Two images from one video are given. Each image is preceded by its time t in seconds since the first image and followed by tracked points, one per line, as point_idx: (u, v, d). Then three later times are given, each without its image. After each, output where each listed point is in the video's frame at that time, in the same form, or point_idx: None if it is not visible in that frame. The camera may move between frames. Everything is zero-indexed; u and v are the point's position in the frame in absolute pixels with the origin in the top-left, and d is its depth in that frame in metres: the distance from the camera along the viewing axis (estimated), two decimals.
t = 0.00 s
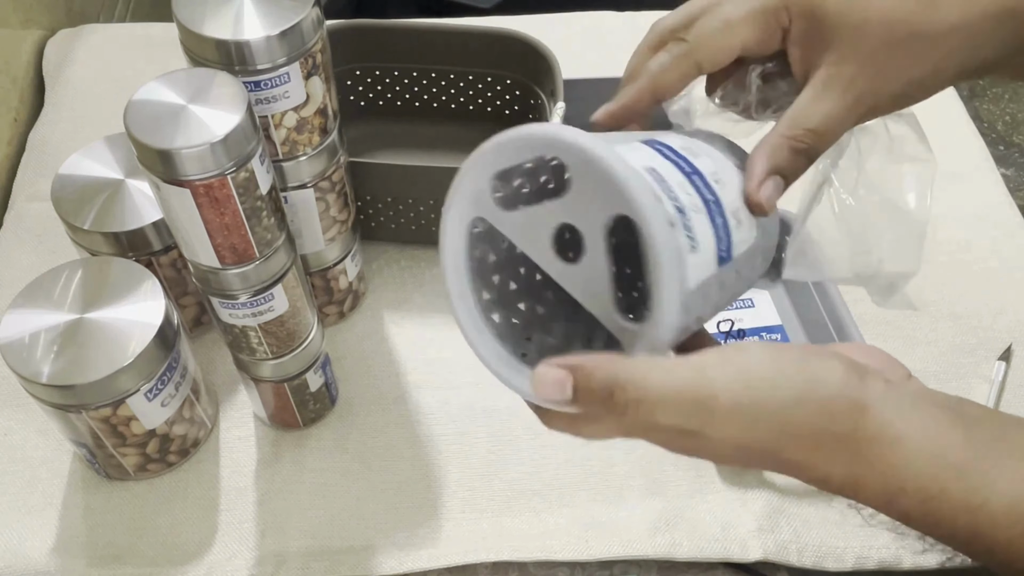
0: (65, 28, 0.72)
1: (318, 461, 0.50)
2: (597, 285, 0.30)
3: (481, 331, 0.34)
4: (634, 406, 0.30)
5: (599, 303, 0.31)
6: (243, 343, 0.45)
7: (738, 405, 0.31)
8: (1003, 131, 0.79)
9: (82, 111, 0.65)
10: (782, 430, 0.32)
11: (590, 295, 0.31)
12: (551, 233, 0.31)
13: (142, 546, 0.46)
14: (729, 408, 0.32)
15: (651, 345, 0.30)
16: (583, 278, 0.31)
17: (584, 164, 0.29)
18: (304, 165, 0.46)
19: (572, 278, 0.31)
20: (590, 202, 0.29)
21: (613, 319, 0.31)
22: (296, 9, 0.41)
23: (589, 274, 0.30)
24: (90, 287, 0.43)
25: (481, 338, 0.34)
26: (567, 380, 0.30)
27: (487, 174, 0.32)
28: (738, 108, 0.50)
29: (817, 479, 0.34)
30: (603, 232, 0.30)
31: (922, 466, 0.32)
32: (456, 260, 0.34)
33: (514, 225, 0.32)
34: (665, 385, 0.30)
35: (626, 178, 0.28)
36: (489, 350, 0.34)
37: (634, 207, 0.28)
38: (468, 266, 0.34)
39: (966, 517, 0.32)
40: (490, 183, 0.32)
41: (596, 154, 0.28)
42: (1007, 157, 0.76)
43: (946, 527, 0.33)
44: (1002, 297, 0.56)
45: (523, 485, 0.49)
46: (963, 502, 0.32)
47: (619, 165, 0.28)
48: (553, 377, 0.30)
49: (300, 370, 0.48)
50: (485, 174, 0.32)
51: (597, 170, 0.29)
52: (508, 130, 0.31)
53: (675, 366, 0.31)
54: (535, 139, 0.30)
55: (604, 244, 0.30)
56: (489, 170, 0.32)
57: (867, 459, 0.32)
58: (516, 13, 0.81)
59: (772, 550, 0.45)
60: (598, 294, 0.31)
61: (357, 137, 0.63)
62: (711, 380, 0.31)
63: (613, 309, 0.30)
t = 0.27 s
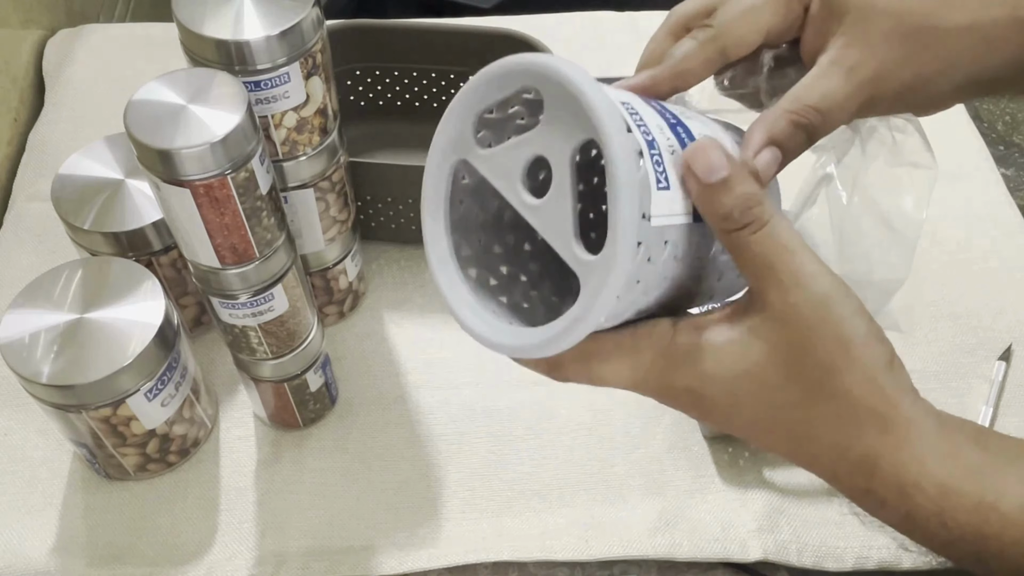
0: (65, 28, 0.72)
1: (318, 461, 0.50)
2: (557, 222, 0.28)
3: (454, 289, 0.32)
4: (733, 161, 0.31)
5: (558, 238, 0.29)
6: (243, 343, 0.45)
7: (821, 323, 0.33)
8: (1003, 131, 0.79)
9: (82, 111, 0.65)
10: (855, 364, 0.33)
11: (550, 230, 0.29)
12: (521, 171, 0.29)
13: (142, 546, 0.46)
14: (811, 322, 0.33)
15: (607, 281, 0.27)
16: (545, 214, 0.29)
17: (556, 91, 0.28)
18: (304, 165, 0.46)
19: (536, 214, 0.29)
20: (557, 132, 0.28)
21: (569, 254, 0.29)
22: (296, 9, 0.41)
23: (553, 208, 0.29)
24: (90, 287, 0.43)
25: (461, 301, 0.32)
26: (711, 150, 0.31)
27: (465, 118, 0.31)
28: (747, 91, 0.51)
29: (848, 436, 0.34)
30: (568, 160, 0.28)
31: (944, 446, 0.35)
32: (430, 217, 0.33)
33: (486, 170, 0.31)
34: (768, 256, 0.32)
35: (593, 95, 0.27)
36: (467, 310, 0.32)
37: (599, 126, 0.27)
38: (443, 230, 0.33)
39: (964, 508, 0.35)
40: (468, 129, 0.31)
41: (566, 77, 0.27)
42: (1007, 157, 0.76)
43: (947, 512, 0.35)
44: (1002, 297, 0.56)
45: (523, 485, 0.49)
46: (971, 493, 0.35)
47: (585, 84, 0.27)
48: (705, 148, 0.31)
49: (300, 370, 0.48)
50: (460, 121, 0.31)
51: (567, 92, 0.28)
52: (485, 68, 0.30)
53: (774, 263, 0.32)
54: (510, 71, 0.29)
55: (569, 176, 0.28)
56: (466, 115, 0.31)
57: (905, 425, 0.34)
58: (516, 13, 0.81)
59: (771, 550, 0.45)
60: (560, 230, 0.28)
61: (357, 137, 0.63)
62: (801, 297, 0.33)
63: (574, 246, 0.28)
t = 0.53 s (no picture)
0: (65, 28, 0.72)
1: (318, 461, 0.50)
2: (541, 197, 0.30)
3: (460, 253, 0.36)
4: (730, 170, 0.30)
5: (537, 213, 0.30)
6: (242, 343, 0.45)
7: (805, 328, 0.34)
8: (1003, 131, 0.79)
9: (82, 111, 0.65)
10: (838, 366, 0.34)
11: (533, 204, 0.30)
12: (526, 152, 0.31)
13: (142, 546, 0.46)
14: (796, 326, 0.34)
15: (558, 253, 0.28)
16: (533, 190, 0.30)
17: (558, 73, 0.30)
18: (304, 165, 0.46)
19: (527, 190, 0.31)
20: (553, 112, 0.30)
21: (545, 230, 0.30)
22: (297, 9, 0.41)
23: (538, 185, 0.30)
24: (90, 287, 0.43)
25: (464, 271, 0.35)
26: (705, 159, 0.30)
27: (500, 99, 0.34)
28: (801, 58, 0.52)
29: (830, 432, 0.35)
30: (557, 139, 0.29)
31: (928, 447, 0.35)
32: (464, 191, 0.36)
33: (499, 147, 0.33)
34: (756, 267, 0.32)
35: (580, 78, 0.28)
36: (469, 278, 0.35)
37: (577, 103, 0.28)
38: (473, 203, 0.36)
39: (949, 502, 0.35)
40: (503, 110, 0.34)
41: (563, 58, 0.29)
42: (1007, 157, 0.76)
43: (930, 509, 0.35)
44: (1002, 298, 0.56)
45: (523, 485, 0.49)
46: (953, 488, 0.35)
47: (574, 64, 0.28)
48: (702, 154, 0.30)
49: (300, 370, 0.48)
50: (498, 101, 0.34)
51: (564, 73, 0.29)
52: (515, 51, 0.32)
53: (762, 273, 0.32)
54: (531, 53, 0.31)
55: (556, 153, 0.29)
56: (503, 96, 0.34)
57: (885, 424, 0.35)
58: (516, 13, 0.81)
59: (771, 550, 0.45)
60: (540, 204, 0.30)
61: (357, 137, 0.63)
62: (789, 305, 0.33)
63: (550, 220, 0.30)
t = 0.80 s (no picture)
0: (65, 28, 0.72)
1: (318, 461, 0.50)
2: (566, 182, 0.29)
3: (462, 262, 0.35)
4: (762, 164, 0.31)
5: (563, 199, 0.29)
6: (242, 343, 0.45)
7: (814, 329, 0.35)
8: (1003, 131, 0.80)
9: (82, 111, 0.65)
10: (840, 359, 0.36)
11: (557, 188, 0.29)
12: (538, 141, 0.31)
13: (143, 546, 0.46)
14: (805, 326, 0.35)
15: (605, 233, 0.27)
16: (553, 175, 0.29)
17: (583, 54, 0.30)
18: (304, 165, 0.46)
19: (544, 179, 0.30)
20: (576, 94, 0.29)
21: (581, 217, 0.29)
22: (296, 9, 0.41)
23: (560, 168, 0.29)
24: (90, 287, 0.43)
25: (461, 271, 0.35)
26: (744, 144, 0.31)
27: (495, 96, 0.34)
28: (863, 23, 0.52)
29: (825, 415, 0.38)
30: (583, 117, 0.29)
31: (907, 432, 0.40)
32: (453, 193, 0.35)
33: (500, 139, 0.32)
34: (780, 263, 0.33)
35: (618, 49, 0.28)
36: (471, 281, 0.34)
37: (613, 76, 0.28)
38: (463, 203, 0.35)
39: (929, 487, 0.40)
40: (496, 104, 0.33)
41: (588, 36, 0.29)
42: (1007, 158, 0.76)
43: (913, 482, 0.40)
44: (1002, 298, 0.56)
45: (523, 485, 0.49)
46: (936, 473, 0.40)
47: (606, 37, 0.28)
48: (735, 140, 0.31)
49: (300, 370, 0.48)
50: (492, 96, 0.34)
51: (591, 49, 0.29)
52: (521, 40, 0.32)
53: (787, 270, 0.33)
54: (544, 41, 0.31)
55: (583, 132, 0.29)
56: (502, 88, 0.33)
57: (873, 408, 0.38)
58: (516, 13, 0.81)
59: (771, 550, 0.46)
60: (566, 189, 0.29)
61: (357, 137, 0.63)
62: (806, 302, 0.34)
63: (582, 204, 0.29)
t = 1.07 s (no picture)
0: (65, 28, 0.72)
1: (318, 461, 0.50)
2: (587, 237, 0.27)
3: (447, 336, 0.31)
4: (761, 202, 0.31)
5: (588, 254, 0.27)
6: (242, 343, 0.45)
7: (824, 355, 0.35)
8: (1003, 131, 0.80)
9: (82, 111, 0.65)
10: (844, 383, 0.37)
11: (578, 246, 0.27)
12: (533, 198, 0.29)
13: (143, 546, 0.46)
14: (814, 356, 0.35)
15: (659, 288, 0.26)
16: (569, 232, 0.28)
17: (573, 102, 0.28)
18: (304, 165, 0.46)
19: (555, 237, 0.28)
20: (579, 143, 0.28)
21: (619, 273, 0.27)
22: (297, 9, 0.41)
23: (576, 225, 0.28)
24: (90, 287, 0.43)
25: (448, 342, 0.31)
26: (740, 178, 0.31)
27: (460, 156, 0.31)
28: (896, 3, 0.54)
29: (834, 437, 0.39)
30: (593, 166, 0.28)
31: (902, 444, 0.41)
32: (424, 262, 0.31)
33: (489, 200, 0.30)
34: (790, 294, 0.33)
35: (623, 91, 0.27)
36: (470, 357, 0.30)
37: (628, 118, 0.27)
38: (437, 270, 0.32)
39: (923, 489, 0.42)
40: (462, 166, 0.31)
41: (583, 82, 0.28)
42: (1008, 157, 0.76)
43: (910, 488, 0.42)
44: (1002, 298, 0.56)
45: (524, 484, 0.49)
46: (930, 479, 0.42)
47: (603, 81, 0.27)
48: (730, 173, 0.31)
49: (300, 370, 0.48)
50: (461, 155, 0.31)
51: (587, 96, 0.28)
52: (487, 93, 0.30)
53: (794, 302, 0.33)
54: (524, 93, 0.29)
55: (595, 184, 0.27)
56: (471, 144, 0.31)
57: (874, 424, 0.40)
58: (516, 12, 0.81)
59: (771, 550, 0.46)
60: (590, 244, 0.27)
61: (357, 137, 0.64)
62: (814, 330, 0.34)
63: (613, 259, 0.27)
